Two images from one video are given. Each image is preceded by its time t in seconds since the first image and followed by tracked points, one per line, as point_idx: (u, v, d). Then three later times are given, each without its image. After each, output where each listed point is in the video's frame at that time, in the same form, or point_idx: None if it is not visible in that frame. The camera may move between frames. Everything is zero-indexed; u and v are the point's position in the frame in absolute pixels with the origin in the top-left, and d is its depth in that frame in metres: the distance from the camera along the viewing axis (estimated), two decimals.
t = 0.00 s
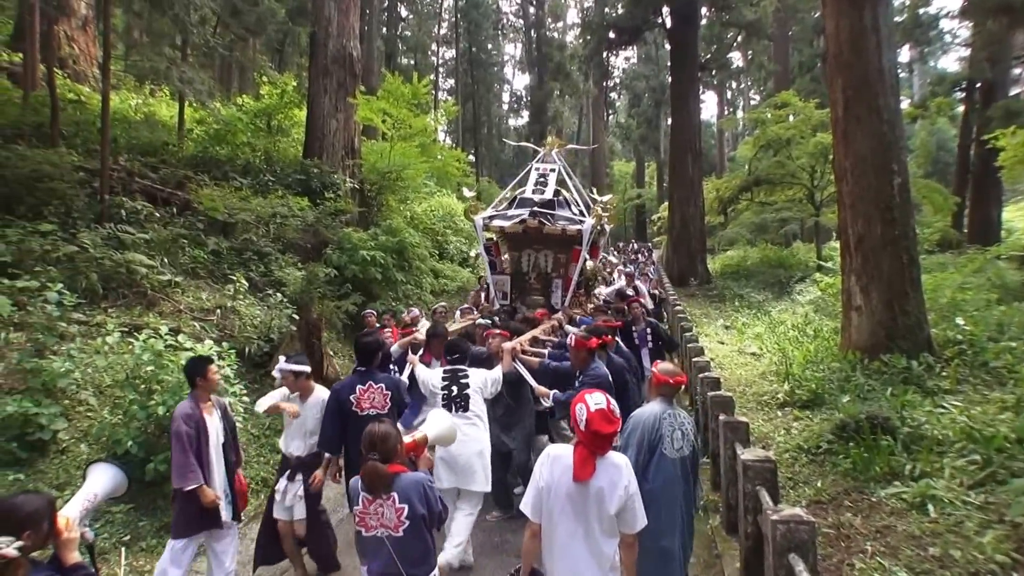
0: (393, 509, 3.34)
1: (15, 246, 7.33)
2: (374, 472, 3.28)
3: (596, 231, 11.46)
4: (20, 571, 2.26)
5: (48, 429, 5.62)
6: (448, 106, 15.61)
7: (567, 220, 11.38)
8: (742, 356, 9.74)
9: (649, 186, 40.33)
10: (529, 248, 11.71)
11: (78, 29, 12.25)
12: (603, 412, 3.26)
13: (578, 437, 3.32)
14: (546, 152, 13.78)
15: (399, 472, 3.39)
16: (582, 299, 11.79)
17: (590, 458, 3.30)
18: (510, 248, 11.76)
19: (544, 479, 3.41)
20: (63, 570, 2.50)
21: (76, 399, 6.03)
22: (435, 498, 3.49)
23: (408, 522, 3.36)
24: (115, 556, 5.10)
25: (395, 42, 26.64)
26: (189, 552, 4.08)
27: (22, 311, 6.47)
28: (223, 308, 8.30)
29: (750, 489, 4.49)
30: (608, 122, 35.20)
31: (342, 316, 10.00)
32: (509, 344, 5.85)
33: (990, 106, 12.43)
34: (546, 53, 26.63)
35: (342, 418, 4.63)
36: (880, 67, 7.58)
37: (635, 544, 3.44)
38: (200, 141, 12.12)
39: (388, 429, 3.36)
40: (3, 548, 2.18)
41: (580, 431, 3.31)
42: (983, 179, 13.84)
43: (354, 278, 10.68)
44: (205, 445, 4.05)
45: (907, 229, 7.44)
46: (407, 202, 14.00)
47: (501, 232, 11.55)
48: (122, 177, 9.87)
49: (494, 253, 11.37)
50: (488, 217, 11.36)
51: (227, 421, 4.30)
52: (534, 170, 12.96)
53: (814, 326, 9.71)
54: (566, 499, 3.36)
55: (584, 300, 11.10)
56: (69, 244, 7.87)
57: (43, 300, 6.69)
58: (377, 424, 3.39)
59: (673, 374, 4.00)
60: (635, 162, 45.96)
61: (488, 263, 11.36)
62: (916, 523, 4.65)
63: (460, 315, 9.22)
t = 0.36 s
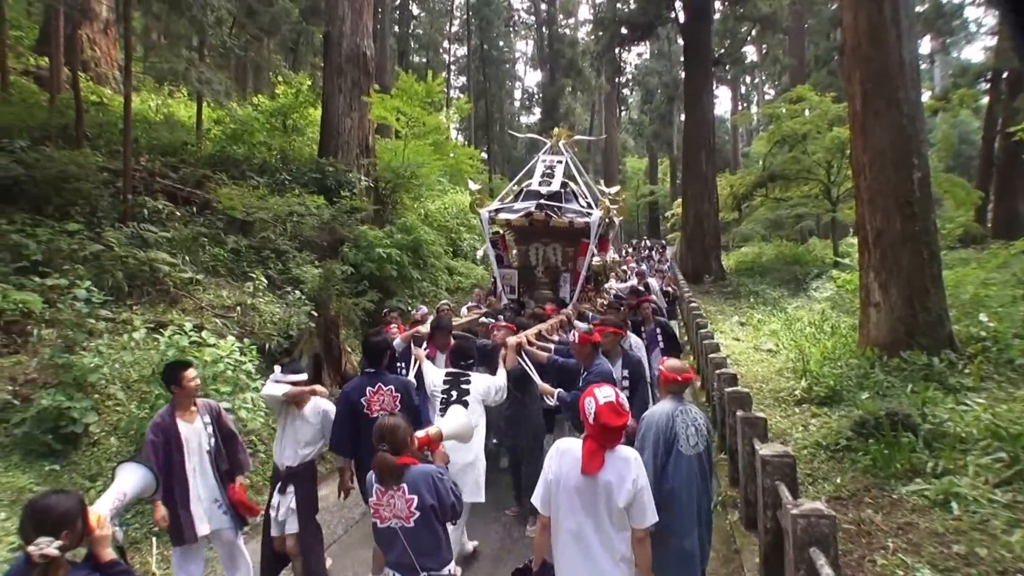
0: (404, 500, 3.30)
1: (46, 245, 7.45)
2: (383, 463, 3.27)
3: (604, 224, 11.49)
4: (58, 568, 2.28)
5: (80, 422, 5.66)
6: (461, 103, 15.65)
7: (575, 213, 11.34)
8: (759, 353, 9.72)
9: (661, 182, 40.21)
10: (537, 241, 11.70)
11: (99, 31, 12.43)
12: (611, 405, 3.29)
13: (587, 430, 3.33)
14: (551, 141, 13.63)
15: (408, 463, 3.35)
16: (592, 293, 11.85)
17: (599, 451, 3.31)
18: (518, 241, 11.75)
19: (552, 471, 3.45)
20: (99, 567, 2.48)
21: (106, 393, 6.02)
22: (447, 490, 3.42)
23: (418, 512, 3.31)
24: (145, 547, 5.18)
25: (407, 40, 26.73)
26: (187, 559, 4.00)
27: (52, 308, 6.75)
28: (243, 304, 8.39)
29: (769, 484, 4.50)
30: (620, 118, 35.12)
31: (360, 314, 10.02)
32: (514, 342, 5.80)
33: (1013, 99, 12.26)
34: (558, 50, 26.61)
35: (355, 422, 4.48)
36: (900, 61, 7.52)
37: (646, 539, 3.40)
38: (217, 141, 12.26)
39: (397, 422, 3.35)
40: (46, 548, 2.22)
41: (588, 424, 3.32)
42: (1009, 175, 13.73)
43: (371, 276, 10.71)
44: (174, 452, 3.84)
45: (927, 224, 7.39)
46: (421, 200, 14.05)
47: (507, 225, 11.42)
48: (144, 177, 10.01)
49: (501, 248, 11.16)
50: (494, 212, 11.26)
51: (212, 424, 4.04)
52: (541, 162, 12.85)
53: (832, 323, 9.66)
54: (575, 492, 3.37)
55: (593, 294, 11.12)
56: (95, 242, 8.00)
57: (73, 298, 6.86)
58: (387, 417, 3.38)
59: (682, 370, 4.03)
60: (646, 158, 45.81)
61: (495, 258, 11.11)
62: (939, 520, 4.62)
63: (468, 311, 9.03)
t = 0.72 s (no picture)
0: (437, 500, 3.32)
1: (74, 245, 7.61)
2: (417, 461, 3.31)
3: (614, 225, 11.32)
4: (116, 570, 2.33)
5: (109, 416, 5.71)
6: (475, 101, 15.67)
7: (586, 215, 11.16)
8: (776, 350, 9.67)
9: (675, 178, 40.00)
10: (547, 245, 11.58)
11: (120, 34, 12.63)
12: (620, 400, 3.28)
13: (597, 427, 3.33)
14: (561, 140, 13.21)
15: (441, 463, 3.37)
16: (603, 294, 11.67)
17: (611, 447, 3.31)
18: (528, 245, 11.62)
19: (565, 470, 3.41)
20: (145, 568, 2.54)
21: (133, 388, 6.05)
22: (480, 490, 3.44)
23: (452, 513, 3.33)
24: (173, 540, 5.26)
25: (420, 38, 26.83)
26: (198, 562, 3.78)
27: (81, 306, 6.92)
28: (262, 302, 8.53)
29: (790, 480, 4.46)
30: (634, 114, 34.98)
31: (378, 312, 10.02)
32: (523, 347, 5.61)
33: None
34: (571, 46, 26.58)
35: (362, 417, 4.55)
36: (923, 54, 7.43)
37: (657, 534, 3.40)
38: (235, 141, 12.40)
39: (428, 422, 3.41)
40: (105, 550, 2.27)
41: (597, 421, 3.32)
42: None
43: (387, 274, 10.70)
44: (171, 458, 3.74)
45: (951, 220, 7.30)
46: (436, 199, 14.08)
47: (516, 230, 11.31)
48: (165, 177, 10.16)
49: (511, 253, 11.22)
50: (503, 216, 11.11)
51: (213, 437, 3.76)
52: (548, 164, 12.52)
53: (851, 320, 9.59)
54: (589, 489, 3.36)
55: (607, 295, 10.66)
56: (120, 242, 8.11)
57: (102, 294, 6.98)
58: (419, 416, 3.45)
59: (704, 367, 4.01)
60: (661, 154, 45.55)
61: (504, 262, 11.07)
62: (964, 518, 4.56)
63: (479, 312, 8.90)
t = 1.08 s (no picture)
0: (477, 515, 3.21)
1: (98, 244, 7.80)
2: (458, 472, 3.17)
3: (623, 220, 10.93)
4: (154, 570, 2.32)
5: (134, 412, 5.74)
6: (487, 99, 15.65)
7: (594, 208, 10.69)
8: (792, 348, 9.64)
9: (687, 176, 39.82)
10: (555, 241, 11.34)
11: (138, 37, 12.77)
12: (631, 395, 3.29)
13: (608, 423, 3.34)
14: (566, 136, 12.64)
15: (483, 476, 3.25)
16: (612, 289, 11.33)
17: (623, 442, 3.32)
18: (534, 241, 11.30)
19: (578, 467, 3.42)
20: (182, 566, 2.53)
21: (157, 384, 6.08)
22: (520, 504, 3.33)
23: (492, 529, 3.21)
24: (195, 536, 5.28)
25: (431, 37, 26.87)
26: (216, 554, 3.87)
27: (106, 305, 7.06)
28: (280, 301, 8.60)
29: (808, 477, 4.45)
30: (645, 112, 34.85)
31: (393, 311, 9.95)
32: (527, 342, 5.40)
33: None
34: (583, 44, 26.53)
35: (353, 419, 4.51)
36: (947, 47, 7.36)
37: (674, 527, 3.41)
38: (250, 141, 12.51)
39: (471, 432, 3.26)
40: (139, 550, 2.27)
41: (610, 417, 3.32)
42: None
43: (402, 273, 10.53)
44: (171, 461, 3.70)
45: (974, 216, 7.23)
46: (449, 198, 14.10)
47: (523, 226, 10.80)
48: (183, 177, 10.27)
49: (518, 248, 10.87)
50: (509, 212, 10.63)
51: (201, 442, 3.57)
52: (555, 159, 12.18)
53: (868, 319, 9.52)
54: (607, 486, 3.35)
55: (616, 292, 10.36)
56: (142, 241, 8.21)
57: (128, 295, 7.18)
58: (460, 426, 3.28)
59: (745, 366, 4.02)
60: (673, 152, 45.35)
61: (511, 259, 10.77)
62: (988, 519, 4.51)
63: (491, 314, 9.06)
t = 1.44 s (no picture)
0: (489, 523, 3.12)
1: (113, 245, 7.94)
2: (468, 480, 3.09)
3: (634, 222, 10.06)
4: None
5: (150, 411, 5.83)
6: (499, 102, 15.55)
7: (603, 211, 9.78)
8: (805, 346, 9.60)
9: (699, 173, 39.70)
10: (560, 244, 10.34)
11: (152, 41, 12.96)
12: (661, 401, 3.19)
13: (638, 432, 3.23)
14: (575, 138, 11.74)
15: (492, 482, 3.16)
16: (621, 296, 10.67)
17: (656, 450, 3.21)
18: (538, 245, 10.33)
19: (613, 479, 3.21)
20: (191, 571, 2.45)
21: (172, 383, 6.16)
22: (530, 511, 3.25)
23: (504, 537, 3.13)
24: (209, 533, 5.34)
25: (443, 37, 26.94)
26: None
27: (121, 305, 7.21)
28: (293, 300, 8.67)
29: (822, 474, 4.42)
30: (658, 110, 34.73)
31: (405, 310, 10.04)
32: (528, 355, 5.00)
33: None
34: (595, 42, 26.49)
35: (340, 426, 4.44)
36: (961, 44, 7.29)
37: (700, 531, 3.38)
38: (264, 141, 12.65)
39: (481, 436, 3.16)
40: (140, 563, 2.21)
41: (640, 426, 3.20)
42: None
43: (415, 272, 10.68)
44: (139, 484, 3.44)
45: (988, 215, 7.15)
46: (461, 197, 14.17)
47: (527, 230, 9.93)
48: (197, 178, 10.41)
49: (524, 252, 9.98)
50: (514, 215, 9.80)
51: (172, 460, 3.43)
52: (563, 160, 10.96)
53: (882, 317, 9.44)
54: (642, 496, 3.20)
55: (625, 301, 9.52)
56: (156, 242, 8.35)
57: (144, 294, 7.39)
58: (471, 431, 3.18)
59: (765, 364, 3.96)
60: (685, 149, 45.22)
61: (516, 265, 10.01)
62: (1002, 516, 4.48)
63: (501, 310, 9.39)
